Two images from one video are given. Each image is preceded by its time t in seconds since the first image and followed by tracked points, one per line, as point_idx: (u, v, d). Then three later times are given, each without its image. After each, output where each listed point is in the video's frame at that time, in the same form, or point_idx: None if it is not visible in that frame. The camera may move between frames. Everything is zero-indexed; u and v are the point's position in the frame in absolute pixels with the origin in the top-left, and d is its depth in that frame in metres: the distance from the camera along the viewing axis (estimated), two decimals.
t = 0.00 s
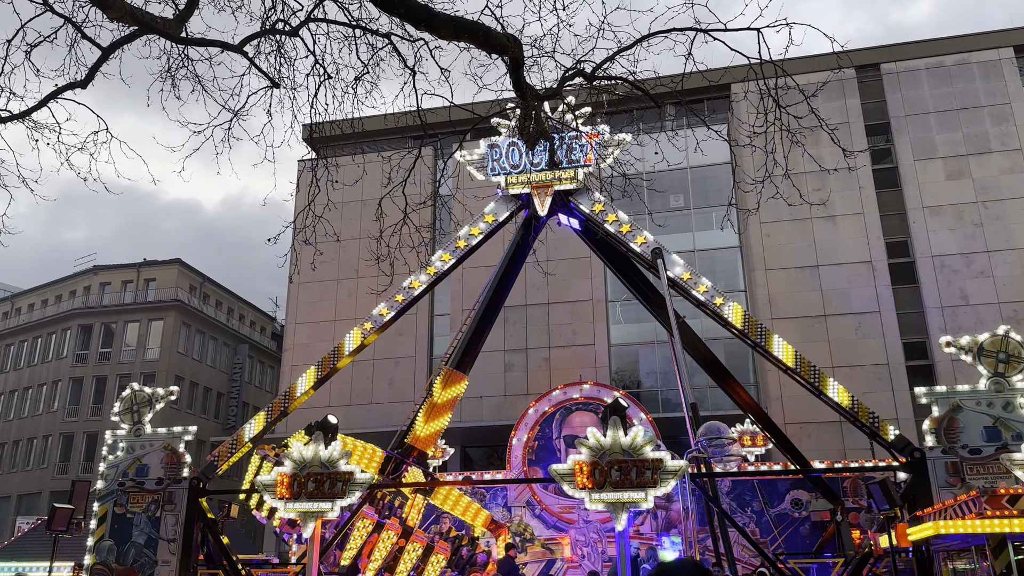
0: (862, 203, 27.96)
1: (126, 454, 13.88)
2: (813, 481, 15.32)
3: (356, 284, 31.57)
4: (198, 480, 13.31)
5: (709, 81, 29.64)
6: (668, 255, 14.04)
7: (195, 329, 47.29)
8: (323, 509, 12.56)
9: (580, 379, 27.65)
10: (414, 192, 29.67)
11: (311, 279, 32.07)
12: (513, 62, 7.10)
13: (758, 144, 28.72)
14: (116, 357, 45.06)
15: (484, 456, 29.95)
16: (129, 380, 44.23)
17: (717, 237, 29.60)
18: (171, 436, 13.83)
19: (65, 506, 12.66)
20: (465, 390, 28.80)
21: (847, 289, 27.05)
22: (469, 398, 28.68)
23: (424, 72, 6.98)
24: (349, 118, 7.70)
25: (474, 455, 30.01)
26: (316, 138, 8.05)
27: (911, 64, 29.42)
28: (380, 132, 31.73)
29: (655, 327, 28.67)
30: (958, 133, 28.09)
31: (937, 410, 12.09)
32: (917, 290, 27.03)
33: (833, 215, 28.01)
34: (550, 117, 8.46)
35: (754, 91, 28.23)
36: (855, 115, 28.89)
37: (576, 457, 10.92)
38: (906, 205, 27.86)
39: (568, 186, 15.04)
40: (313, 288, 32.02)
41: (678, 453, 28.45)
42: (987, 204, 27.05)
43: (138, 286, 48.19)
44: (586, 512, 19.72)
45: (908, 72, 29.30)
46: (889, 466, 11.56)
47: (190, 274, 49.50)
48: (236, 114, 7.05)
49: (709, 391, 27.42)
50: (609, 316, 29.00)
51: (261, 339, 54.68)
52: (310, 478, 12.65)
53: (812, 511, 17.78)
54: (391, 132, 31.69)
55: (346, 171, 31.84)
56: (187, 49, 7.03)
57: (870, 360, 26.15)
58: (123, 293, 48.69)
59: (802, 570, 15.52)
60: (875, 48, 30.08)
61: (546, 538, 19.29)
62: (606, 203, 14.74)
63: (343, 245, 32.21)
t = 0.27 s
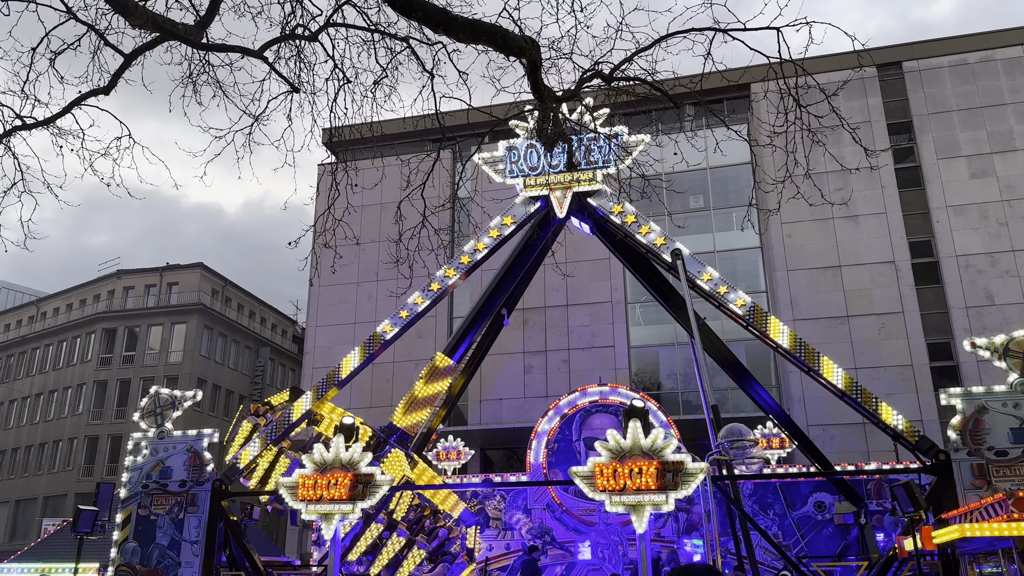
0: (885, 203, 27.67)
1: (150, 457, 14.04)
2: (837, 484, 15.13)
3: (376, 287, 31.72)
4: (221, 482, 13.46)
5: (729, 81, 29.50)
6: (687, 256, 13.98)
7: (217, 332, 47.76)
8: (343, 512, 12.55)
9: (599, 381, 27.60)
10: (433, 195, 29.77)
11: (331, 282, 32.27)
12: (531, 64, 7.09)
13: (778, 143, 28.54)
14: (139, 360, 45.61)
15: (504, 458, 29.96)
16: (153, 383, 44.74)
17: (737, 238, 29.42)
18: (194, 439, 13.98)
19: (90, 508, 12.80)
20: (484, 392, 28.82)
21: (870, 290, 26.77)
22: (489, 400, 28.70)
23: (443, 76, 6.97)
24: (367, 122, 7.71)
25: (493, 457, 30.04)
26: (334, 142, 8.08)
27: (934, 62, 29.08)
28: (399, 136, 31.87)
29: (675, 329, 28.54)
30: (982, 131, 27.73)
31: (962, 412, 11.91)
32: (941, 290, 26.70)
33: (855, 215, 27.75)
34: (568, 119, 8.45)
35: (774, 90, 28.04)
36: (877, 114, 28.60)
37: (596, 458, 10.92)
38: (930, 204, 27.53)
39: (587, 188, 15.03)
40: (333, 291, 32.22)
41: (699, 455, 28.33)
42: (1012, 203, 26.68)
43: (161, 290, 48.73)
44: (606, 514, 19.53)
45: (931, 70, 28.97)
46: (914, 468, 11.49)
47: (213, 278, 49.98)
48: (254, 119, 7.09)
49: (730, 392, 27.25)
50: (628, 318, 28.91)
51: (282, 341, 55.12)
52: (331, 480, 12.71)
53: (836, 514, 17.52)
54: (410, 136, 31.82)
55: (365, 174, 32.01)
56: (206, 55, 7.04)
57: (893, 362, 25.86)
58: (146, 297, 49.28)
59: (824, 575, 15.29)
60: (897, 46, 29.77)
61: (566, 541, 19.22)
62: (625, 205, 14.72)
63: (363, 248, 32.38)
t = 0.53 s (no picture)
0: (897, 204, 27.52)
1: (161, 456, 14.12)
2: (848, 486, 15.04)
3: (386, 288, 31.79)
4: (231, 482, 13.43)
5: (739, 82, 29.44)
6: (698, 257, 13.95)
7: (228, 332, 47.97)
8: (353, 512, 12.57)
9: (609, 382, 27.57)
10: (443, 196, 29.82)
11: (342, 283, 32.36)
12: (540, 64, 7.10)
13: (789, 144, 28.43)
14: (151, 360, 45.87)
15: (513, 459, 29.96)
16: (164, 383, 44.97)
17: (748, 239, 29.32)
18: (205, 439, 14.05)
19: (102, 507, 12.88)
20: (494, 393, 28.81)
21: (882, 291, 26.63)
22: (498, 401, 28.70)
23: (453, 77, 7.00)
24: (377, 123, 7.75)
25: (503, 459, 30.06)
26: (345, 143, 8.10)
27: (946, 62, 28.91)
28: (409, 137, 31.95)
29: (685, 330, 28.46)
30: (995, 132, 27.55)
31: (975, 414, 11.84)
32: (954, 292, 26.53)
33: (867, 216, 27.61)
34: (577, 120, 8.46)
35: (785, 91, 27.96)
36: (889, 115, 28.45)
37: (606, 460, 10.96)
38: (942, 205, 27.37)
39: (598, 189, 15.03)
40: (344, 292, 32.31)
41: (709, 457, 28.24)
42: None
43: (173, 290, 48.98)
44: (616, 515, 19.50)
45: (943, 70, 28.80)
46: (926, 470, 11.41)
47: (224, 279, 50.20)
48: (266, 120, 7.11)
49: (740, 394, 27.16)
50: (638, 319, 28.87)
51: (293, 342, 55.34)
52: (341, 480, 12.75)
53: (846, 517, 17.47)
54: (420, 137, 31.89)
55: (375, 176, 32.10)
56: (218, 57, 7.09)
57: (906, 363, 25.71)
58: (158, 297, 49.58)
59: None
60: (910, 47, 29.61)
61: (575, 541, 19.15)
62: (636, 206, 14.72)
63: (374, 249, 32.47)
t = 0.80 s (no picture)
0: (900, 205, 27.47)
1: (163, 453, 14.12)
2: (850, 487, 15.01)
3: (388, 286, 31.81)
4: (234, 479, 13.61)
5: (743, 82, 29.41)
6: (701, 257, 13.90)
7: (230, 330, 48.02)
8: (354, 509, 12.63)
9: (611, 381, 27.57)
10: (446, 195, 29.82)
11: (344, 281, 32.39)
12: (544, 62, 7.06)
13: (793, 144, 28.42)
14: (154, 357, 45.95)
15: (515, 458, 29.99)
16: (167, 380, 45.05)
17: (751, 240, 29.29)
18: (207, 436, 14.05)
19: (105, 503, 12.91)
20: (496, 392, 28.81)
21: (885, 292, 26.60)
22: (500, 400, 28.71)
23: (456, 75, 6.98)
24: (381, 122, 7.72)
25: (504, 458, 30.07)
26: (348, 141, 8.08)
27: (951, 63, 28.85)
28: (412, 135, 31.97)
29: (687, 330, 28.45)
30: (999, 133, 27.50)
31: (976, 415, 11.84)
32: (957, 294, 26.51)
33: (870, 217, 27.57)
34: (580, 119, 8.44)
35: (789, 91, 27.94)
36: (893, 116, 28.40)
37: (608, 460, 10.94)
38: (945, 206, 27.33)
39: (600, 188, 14.96)
40: (346, 290, 32.34)
41: (710, 458, 28.24)
42: None
43: (175, 287, 49.03)
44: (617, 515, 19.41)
45: (948, 72, 28.74)
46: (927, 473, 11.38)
47: (227, 276, 50.26)
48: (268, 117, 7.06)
49: (742, 395, 27.15)
50: (641, 319, 28.86)
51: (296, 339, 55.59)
52: (343, 478, 12.78)
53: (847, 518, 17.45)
54: (423, 135, 31.90)
55: (379, 174, 32.12)
56: (221, 55, 7.06)
57: (908, 365, 25.67)
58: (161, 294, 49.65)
59: None
60: (915, 47, 29.53)
61: (577, 541, 19.06)
62: (639, 205, 14.67)
63: (376, 248, 32.48)
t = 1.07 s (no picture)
0: (896, 206, 27.53)
1: (157, 447, 14.10)
2: (844, 487, 15.04)
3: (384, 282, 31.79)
4: (228, 474, 13.59)
5: (741, 81, 29.42)
6: (697, 256, 13.91)
7: (225, 324, 47.92)
8: (348, 505, 12.62)
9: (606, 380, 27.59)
10: (443, 191, 29.80)
11: (340, 277, 32.35)
12: (542, 60, 7.07)
13: (790, 144, 28.48)
14: (149, 351, 45.85)
15: (510, 455, 30.01)
16: (162, 374, 44.96)
17: (747, 239, 29.31)
18: (201, 430, 14.03)
19: (99, 497, 12.88)
20: (491, 389, 28.82)
21: (880, 293, 26.66)
22: (496, 397, 28.72)
23: (455, 71, 6.98)
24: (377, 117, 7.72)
25: (499, 455, 30.08)
26: (345, 136, 8.07)
27: (949, 65, 28.89)
28: (410, 132, 31.95)
29: (682, 329, 28.49)
30: (996, 135, 27.56)
31: (970, 416, 11.89)
32: (952, 295, 26.59)
33: (866, 218, 27.61)
34: (578, 116, 8.44)
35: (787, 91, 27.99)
36: (890, 117, 28.44)
37: (601, 457, 10.94)
38: (941, 208, 27.40)
39: (597, 187, 14.94)
40: (342, 286, 32.30)
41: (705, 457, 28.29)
42: None
43: (171, 282, 48.90)
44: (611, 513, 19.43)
45: (946, 73, 28.78)
46: (921, 473, 11.41)
47: (223, 271, 50.17)
48: (265, 112, 7.06)
49: (737, 394, 27.20)
50: (636, 318, 28.90)
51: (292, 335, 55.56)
52: (337, 473, 12.76)
53: (841, 517, 17.53)
54: (421, 132, 31.89)
55: (376, 170, 32.09)
56: (218, 49, 7.04)
57: (903, 366, 25.74)
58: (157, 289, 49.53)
59: None
60: (913, 49, 29.57)
61: (571, 538, 19.05)
62: (635, 204, 14.66)
63: (373, 244, 32.44)
